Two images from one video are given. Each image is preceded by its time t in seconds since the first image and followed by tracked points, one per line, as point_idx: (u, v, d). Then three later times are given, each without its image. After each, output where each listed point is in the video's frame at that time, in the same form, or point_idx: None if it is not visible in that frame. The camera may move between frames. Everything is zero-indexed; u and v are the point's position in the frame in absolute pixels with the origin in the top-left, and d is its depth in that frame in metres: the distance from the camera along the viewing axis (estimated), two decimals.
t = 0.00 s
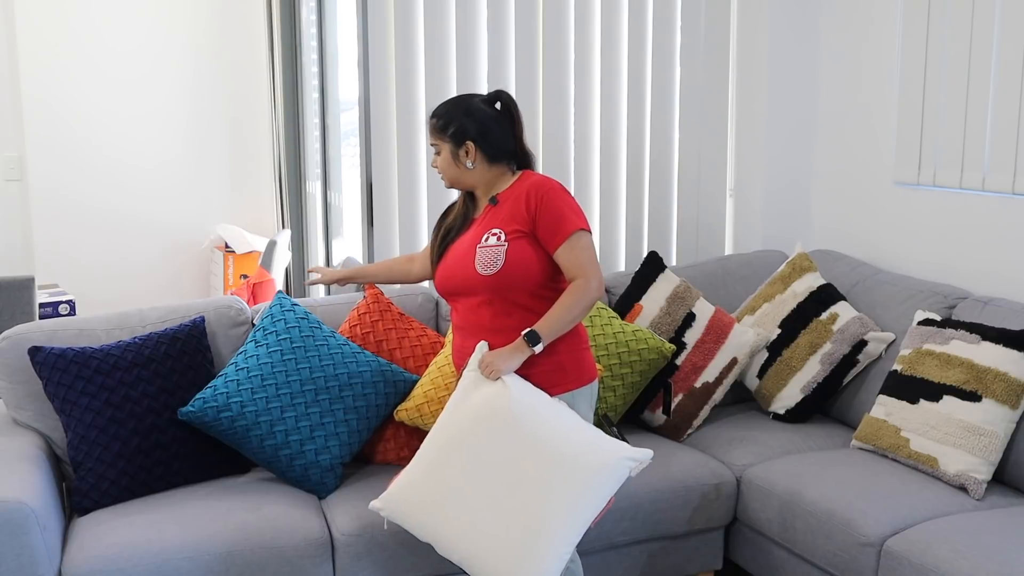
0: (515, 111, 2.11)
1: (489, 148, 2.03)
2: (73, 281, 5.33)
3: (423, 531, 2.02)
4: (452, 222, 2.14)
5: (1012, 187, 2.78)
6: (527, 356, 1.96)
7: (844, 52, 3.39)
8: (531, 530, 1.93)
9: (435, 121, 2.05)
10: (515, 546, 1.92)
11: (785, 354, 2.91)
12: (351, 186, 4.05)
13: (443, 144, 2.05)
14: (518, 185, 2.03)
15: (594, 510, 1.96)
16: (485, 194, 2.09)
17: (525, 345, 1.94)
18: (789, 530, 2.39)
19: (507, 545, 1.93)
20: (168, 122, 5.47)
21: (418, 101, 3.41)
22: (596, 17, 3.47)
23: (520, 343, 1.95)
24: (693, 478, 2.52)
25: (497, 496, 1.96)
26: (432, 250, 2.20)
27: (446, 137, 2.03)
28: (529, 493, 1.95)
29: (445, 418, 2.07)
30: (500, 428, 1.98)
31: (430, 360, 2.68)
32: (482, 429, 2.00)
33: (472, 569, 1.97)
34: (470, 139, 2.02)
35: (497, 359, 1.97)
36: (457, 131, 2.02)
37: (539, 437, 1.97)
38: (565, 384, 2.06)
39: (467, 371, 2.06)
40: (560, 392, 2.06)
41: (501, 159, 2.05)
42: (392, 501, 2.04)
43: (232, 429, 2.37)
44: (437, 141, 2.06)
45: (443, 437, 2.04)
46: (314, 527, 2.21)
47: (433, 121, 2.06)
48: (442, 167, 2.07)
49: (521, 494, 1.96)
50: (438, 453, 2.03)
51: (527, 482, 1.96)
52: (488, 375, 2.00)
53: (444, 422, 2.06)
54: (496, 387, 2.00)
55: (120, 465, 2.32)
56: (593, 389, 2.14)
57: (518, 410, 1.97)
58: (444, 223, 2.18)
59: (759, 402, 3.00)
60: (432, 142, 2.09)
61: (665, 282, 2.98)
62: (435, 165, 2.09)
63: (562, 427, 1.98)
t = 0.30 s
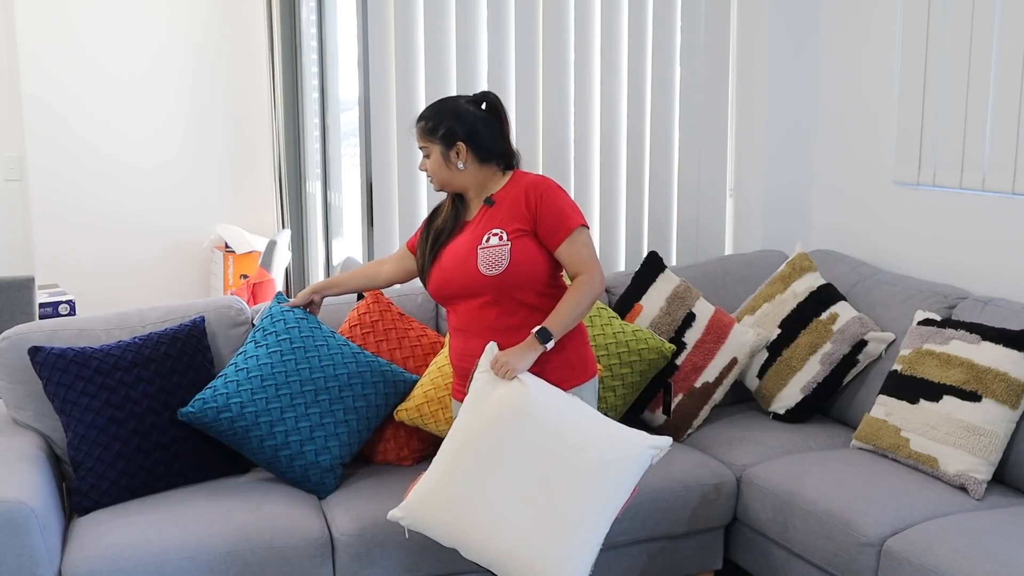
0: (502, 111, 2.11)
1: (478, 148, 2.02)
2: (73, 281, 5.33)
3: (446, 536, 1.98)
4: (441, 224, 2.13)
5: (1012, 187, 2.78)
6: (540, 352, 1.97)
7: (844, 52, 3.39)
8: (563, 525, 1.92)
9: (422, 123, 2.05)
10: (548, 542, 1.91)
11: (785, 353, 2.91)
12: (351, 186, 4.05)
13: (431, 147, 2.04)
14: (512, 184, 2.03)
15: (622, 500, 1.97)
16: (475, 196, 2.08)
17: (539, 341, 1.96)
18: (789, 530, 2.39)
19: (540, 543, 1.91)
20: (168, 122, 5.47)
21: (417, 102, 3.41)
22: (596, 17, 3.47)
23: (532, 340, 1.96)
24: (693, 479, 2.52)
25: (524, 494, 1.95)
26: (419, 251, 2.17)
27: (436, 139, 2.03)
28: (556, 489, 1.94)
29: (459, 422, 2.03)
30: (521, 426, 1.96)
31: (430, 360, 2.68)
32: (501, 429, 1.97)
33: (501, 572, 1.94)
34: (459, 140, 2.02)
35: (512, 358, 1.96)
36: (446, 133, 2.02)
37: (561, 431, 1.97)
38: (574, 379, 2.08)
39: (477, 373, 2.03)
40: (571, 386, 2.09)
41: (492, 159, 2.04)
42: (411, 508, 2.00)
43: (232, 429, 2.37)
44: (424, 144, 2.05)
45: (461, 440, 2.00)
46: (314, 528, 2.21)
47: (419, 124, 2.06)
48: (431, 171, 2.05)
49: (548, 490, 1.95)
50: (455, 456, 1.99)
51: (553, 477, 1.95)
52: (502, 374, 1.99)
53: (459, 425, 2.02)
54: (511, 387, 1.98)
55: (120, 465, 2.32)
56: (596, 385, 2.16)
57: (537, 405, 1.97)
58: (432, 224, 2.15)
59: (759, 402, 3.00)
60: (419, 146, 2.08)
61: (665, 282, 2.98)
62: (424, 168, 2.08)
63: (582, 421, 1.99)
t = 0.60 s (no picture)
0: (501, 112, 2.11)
1: (479, 149, 2.02)
2: (72, 281, 5.33)
3: (454, 540, 1.96)
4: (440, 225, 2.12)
5: (1013, 187, 2.78)
6: (543, 353, 1.97)
7: (844, 52, 3.39)
8: (573, 525, 1.93)
9: (421, 124, 2.04)
10: (559, 541, 1.92)
11: (785, 353, 2.91)
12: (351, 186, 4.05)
13: (431, 148, 2.03)
14: (509, 184, 2.03)
15: (629, 497, 1.98)
16: (474, 197, 2.07)
17: (541, 342, 1.95)
18: (789, 530, 2.39)
19: (552, 543, 1.92)
20: (168, 122, 5.47)
21: (417, 102, 3.41)
22: (596, 17, 3.47)
23: (534, 341, 1.96)
24: (693, 479, 2.52)
25: (533, 495, 1.95)
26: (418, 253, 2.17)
27: (436, 140, 2.02)
28: (564, 489, 1.95)
29: (463, 426, 2.02)
30: (528, 428, 1.96)
31: (430, 360, 2.68)
32: (509, 431, 1.97)
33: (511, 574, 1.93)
34: (460, 141, 2.02)
35: (515, 359, 1.96)
36: (447, 134, 2.01)
37: (567, 431, 1.98)
38: (576, 379, 2.08)
39: (478, 375, 2.02)
40: (574, 386, 2.09)
41: (492, 160, 2.04)
42: (418, 513, 1.99)
43: (232, 429, 2.37)
44: (424, 146, 2.05)
45: (466, 444, 1.99)
46: (314, 528, 2.21)
47: (418, 125, 2.05)
48: (431, 171, 2.05)
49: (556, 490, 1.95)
50: (461, 460, 1.98)
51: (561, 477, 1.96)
52: (506, 377, 1.98)
53: (464, 429, 2.01)
54: (515, 389, 1.98)
55: (120, 465, 2.32)
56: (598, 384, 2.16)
57: (543, 407, 1.97)
58: (431, 225, 2.15)
59: (759, 402, 3.00)
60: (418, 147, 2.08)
61: (665, 282, 2.98)
62: (423, 169, 2.08)
63: (586, 420, 2.01)
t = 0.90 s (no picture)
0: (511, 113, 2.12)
1: (494, 147, 2.03)
2: (73, 281, 5.33)
3: (437, 537, 2.00)
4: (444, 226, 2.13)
5: (1012, 187, 2.78)
6: (533, 358, 1.96)
7: (844, 52, 3.39)
8: (547, 533, 1.92)
9: (437, 119, 2.03)
10: (533, 548, 1.92)
11: (785, 353, 2.91)
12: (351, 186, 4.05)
13: (445, 143, 2.02)
14: (511, 185, 2.04)
15: (609, 508, 1.97)
16: (480, 198, 2.08)
17: (532, 347, 1.94)
18: (789, 530, 2.39)
19: (524, 548, 1.92)
20: (168, 122, 5.47)
21: (417, 102, 3.41)
22: (596, 17, 3.47)
23: (525, 346, 1.95)
24: (693, 479, 2.52)
25: (512, 501, 1.95)
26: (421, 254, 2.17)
27: (451, 135, 2.02)
28: (543, 497, 1.94)
29: (451, 426, 2.04)
30: (511, 433, 1.96)
31: (430, 360, 2.68)
32: (492, 435, 1.98)
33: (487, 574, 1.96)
34: (477, 138, 2.02)
35: (503, 363, 1.95)
36: (463, 130, 2.01)
37: (551, 439, 1.96)
38: (570, 384, 2.07)
39: (471, 377, 2.03)
40: (566, 392, 2.06)
41: (505, 159, 2.05)
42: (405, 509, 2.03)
43: (232, 429, 2.37)
44: (436, 141, 2.03)
45: (452, 444, 2.02)
46: (314, 528, 2.21)
47: (432, 120, 2.04)
48: (442, 167, 2.04)
49: (535, 497, 1.95)
50: (447, 459, 2.01)
51: (540, 485, 1.95)
52: (496, 380, 1.98)
53: (452, 429, 2.04)
54: (503, 395, 1.98)
55: (120, 465, 2.32)
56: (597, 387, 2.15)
57: (528, 413, 1.96)
58: (435, 226, 2.16)
59: (759, 402, 3.00)
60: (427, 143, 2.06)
61: (665, 282, 2.98)
62: (432, 166, 2.06)
63: (572, 427, 1.98)
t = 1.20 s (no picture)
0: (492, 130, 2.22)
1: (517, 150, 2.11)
2: (72, 281, 5.33)
3: (433, 534, 2.00)
4: (445, 227, 2.12)
5: (1012, 187, 2.78)
6: (537, 361, 1.95)
7: (844, 52, 3.39)
8: (541, 540, 1.92)
9: (485, 108, 2.02)
10: (527, 553, 1.92)
11: (785, 353, 2.91)
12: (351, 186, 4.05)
13: (494, 134, 2.03)
14: (517, 186, 2.03)
15: (606, 518, 1.97)
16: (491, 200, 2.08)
17: (536, 350, 1.94)
18: (789, 530, 2.39)
19: (516, 553, 1.93)
20: (168, 122, 5.47)
21: (418, 102, 3.41)
22: (596, 17, 3.47)
23: (530, 347, 1.94)
24: (693, 479, 2.52)
25: (508, 505, 1.95)
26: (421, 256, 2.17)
27: (496, 127, 2.03)
28: (540, 503, 1.94)
29: (451, 427, 2.04)
30: (510, 438, 1.96)
31: (430, 360, 2.68)
32: (492, 438, 1.97)
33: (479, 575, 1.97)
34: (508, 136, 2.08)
35: (507, 365, 1.94)
36: (504, 125, 2.05)
37: (550, 446, 1.95)
38: (573, 387, 2.06)
39: (476, 378, 2.02)
40: (567, 395, 2.06)
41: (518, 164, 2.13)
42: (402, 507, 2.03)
43: (232, 429, 2.37)
44: (484, 130, 2.01)
45: (451, 446, 2.02)
46: (314, 528, 2.21)
47: (479, 108, 2.02)
48: (486, 157, 2.01)
49: (532, 503, 1.94)
50: (446, 460, 2.01)
51: (537, 491, 1.95)
52: (499, 382, 1.97)
53: (452, 429, 2.04)
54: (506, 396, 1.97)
55: (120, 465, 2.32)
56: (599, 389, 2.14)
57: (530, 418, 1.95)
58: (435, 228, 2.15)
59: (759, 402, 3.00)
60: (467, 131, 2.02)
61: (665, 282, 2.98)
62: (474, 155, 2.01)
63: (572, 434, 1.97)
